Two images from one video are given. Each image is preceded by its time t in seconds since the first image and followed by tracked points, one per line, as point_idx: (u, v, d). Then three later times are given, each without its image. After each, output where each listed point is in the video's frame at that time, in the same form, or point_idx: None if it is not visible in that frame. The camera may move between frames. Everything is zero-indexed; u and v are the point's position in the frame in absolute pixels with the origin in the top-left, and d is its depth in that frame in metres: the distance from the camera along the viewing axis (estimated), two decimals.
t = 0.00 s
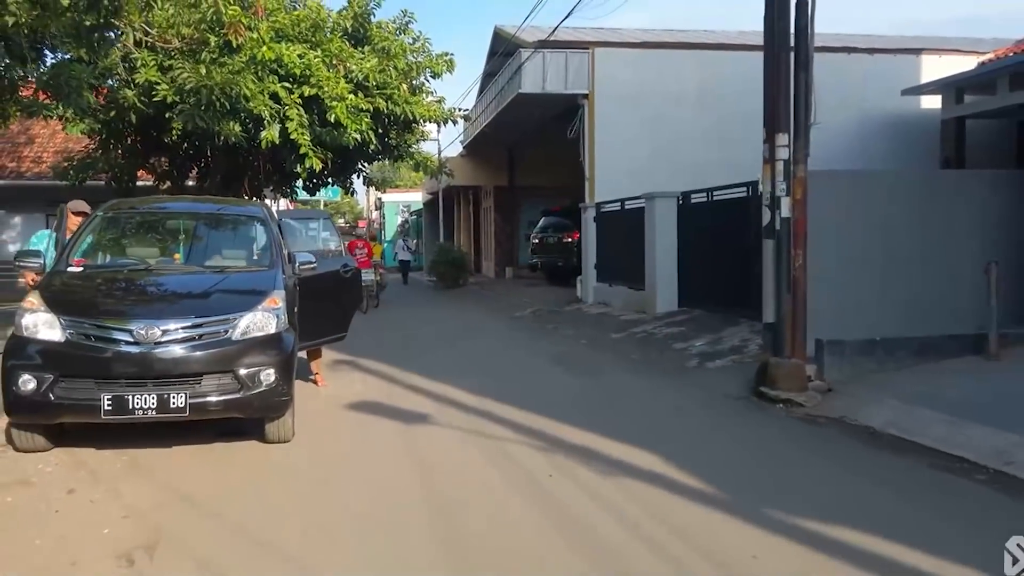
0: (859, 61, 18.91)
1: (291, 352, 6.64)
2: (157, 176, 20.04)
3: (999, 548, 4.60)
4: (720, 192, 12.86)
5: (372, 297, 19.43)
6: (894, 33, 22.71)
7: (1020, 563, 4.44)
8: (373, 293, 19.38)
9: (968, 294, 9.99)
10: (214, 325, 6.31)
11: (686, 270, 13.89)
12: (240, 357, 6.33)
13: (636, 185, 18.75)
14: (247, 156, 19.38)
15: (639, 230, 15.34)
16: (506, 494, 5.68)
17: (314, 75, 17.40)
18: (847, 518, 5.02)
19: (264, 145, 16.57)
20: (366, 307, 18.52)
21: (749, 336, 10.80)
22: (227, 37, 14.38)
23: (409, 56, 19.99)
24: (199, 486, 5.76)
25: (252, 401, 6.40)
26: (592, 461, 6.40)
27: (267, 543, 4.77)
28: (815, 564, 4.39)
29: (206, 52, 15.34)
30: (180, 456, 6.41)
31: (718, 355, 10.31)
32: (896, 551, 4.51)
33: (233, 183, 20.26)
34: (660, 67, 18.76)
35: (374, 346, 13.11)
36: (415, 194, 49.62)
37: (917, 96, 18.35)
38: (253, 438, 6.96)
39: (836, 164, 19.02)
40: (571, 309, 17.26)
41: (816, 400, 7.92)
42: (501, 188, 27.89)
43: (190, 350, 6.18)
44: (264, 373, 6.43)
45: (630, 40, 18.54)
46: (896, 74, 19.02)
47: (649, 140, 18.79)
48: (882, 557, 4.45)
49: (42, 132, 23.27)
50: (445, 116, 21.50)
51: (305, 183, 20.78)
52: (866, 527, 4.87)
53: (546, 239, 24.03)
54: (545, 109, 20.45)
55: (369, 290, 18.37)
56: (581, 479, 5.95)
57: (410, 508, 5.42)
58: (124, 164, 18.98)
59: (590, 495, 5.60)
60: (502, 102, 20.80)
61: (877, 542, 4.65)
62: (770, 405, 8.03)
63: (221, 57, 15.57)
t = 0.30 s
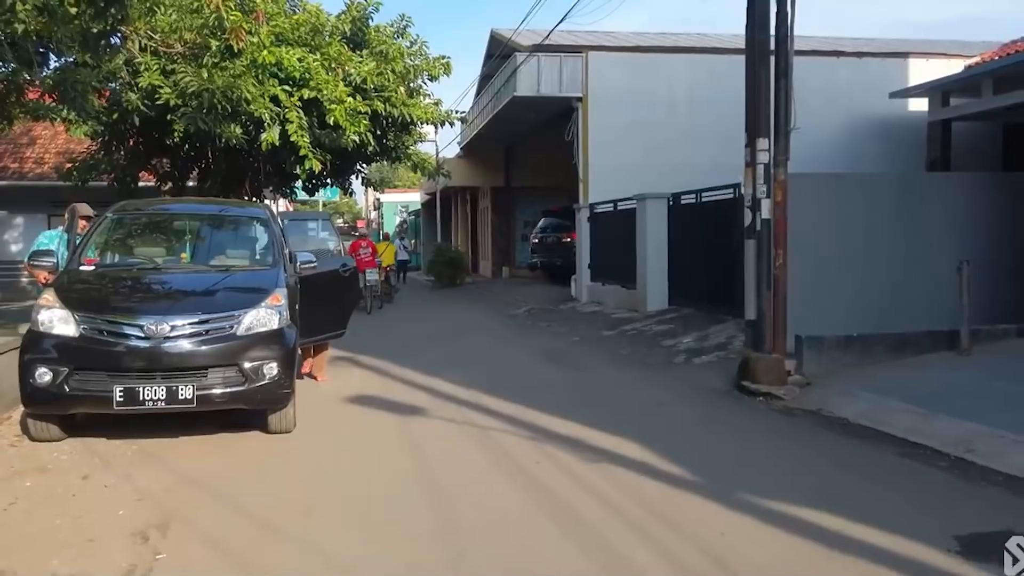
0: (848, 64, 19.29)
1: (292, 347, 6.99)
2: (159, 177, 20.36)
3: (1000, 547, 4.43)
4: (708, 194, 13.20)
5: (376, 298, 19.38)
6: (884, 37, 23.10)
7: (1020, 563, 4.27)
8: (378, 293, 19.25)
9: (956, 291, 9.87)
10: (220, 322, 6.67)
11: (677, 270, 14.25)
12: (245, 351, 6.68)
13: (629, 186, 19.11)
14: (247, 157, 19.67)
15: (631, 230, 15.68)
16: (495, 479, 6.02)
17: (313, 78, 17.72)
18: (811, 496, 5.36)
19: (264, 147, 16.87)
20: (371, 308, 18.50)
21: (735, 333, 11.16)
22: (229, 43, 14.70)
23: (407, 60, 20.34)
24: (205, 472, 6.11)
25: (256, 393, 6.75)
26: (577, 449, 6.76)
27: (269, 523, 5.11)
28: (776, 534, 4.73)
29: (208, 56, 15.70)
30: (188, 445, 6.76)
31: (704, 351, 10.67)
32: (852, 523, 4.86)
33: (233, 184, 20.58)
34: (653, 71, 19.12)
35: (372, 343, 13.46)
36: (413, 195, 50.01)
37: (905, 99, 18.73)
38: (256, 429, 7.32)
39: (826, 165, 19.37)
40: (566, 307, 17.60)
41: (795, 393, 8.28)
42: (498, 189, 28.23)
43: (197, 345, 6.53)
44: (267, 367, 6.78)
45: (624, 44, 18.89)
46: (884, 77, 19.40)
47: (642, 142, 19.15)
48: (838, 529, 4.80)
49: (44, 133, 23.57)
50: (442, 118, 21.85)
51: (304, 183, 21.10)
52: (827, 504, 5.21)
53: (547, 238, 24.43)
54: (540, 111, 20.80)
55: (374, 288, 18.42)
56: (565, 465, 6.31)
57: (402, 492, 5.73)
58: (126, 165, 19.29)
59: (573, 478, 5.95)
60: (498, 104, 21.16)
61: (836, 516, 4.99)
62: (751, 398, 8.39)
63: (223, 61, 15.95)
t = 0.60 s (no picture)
0: (836, 67, 19.68)
1: (290, 340, 7.34)
2: (158, 177, 20.67)
3: (999, 548, 4.50)
4: (696, 194, 13.57)
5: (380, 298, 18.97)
6: (874, 39, 23.48)
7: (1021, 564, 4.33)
8: (382, 293, 18.84)
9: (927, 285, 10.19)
10: (221, 316, 7.02)
11: (666, 268, 14.61)
12: (245, 344, 7.04)
13: (621, 186, 19.47)
14: (246, 158, 19.99)
15: (622, 230, 16.05)
16: (482, 464, 6.37)
17: (310, 80, 18.07)
18: (776, 478, 5.72)
19: (262, 147, 17.21)
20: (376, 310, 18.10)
21: (719, 329, 11.53)
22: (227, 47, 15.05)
23: (403, 62, 20.66)
24: (208, 458, 6.46)
25: (254, 384, 7.10)
26: (561, 437, 7.11)
27: (269, 503, 5.46)
28: (740, 512, 5.09)
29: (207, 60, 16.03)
30: (191, 433, 7.11)
31: (689, 346, 11.04)
32: (812, 502, 5.22)
33: (231, 184, 20.91)
34: (644, 73, 19.49)
35: (368, 340, 13.81)
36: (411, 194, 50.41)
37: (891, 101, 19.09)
38: (255, 419, 7.67)
39: (814, 166, 19.74)
40: (558, 306, 17.94)
41: (772, 385, 8.64)
42: (494, 190, 28.56)
43: (199, 339, 6.88)
44: (266, 359, 7.13)
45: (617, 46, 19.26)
46: (871, 79, 19.77)
47: (634, 143, 19.52)
48: (799, 506, 5.15)
49: (43, 133, 23.84)
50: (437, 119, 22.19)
51: (302, 184, 21.44)
52: (791, 485, 5.57)
53: (544, 237, 24.77)
54: (534, 113, 21.17)
55: (378, 289, 18.09)
56: (548, 451, 6.67)
57: (393, 477, 6.07)
58: (125, 165, 19.59)
59: (555, 463, 6.31)
60: (492, 105, 21.51)
61: (798, 495, 5.35)
62: (730, 390, 8.75)
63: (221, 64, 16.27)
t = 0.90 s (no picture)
0: (826, 71, 20.04)
1: (290, 337, 7.69)
2: (159, 178, 21.00)
3: (1001, 548, 4.53)
4: (685, 196, 13.92)
5: (384, 299, 18.92)
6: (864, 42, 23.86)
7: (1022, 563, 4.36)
8: (387, 294, 18.83)
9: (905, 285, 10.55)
10: (225, 314, 7.37)
11: (656, 268, 14.96)
12: (248, 341, 7.38)
13: (614, 188, 19.82)
14: (246, 159, 20.31)
15: (614, 231, 16.40)
16: (470, 453, 6.74)
17: (309, 83, 18.39)
18: (748, 465, 6.08)
19: (262, 150, 17.53)
20: (380, 312, 18.17)
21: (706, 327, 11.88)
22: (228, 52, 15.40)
23: (401, 65, 21.00)
24: (212, 449, 6.80)
25: (256, 379, 7.44)
26: (548, 429, 7.46)
27: (270, 489, 5.79)
28: (712, 496, 5.43)
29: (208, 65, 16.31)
30: (196, 426, 7.46)
31: (677, 344, 11.40)
32: (779, 487, 5.57)
33: (231, 185, 21.24)
34: (637, 77, 19.85)
35: (366, 338, 14.15)
36: (409, 194, 50.73)
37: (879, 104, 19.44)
38: (257, 412, 8.01)
39: (804, 168, 20.10)
40: (553, 305, 18.28)
41: (754, 381, 8.99)
42: (491, 190, 28.92)
43: (204, 336, 7.23)
44: (267, 355, 7.47)
45: (611, 51, 19.61)
46: (860, 83, 20.13)
47: (627, 145, 19.87)
48: (767, 491, 5.50)
49: (44, 134, 24.14)
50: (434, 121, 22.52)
51: (301, 185, 21.75)
52: (761, 472, 5.93)
53: (546, 237, 25.20)
54: (529, 115, 21.51)
55: (383, 291, 18.15)
56: (535, 442, 7.03)
57: (389, 465, 6.41)
58: (126, 166, 19.90)
59: (541, 453, 6.65)
60: (488, 108, 21.85)
61: (766, 481, 5.71)
62: (713, 385, 9.10)
63: (222, 69, 16.51)
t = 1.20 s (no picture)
0: (816, 75, 20.48)
1: (293, 333, 8.12)
2: (162, 180, 21.38)
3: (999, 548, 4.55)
4: (674, 198, 14.34)
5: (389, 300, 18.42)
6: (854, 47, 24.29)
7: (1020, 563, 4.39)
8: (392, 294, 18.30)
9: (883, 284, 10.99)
10: (231, 310, 7.80)
11: (647, 268, 15.38)
12: (253, 336, 7.81)
13: (608, 189, 20.25)
14: (247, 162, 20.70)
15: (607, 231, 16.82)
16: (462, 441, 7.17)
17: (310, 87, 18.81)
18: (721, 451, 6.50)
19: (263, 152, 17.94)
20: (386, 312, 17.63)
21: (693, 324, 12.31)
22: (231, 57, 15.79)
23: (399, 69, 21.41)
24: (219, 437, 7.23)
25: (261, 372, 7.87)
26: (537, 419, 7.88)
27: (274, 472, 6.22)
28: (685, 477, 5.85)
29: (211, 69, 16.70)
30: (204, 417, 7.88)
31: (665, 341, 11.82)
32: (748, 470, 5.99)
33: (233, 186, 21.64)
34: (630, 81, 20.28)
35: (364, 336, 14.56)
36: (407, 195, 51.17)
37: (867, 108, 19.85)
38: (261, 404, 8.44)
39: (794, 170, 20.54)
40: (547, 304, 18.69)
41: (735, 374, 9.42)
42: (488, 191, 29.36)
43: (212, 331, 7.65)
44: (271, 349, 7.90)
45: (605, 56, 20.05)
46: (848, 87, 20.58)
47: (621, 148, 20.31)
48: (737, 474, 5.92)
49: (48, 137, 24.52)
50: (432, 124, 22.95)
51: (302, 186, 22.15)
52: (733, 457, 6.35)
53: (545, 237, 25.59)
54: (525, 118, 21.94)
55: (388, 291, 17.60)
56: (524, 431, 7.46)
57: (385, 451, 6.84)
58: (130, 168, 20.28)
59: (529, 440, 7.07)
60: (484, 111, 22.27)
61: (737, 465, 6.13)
62: (696, 379, 9.52)
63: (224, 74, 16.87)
